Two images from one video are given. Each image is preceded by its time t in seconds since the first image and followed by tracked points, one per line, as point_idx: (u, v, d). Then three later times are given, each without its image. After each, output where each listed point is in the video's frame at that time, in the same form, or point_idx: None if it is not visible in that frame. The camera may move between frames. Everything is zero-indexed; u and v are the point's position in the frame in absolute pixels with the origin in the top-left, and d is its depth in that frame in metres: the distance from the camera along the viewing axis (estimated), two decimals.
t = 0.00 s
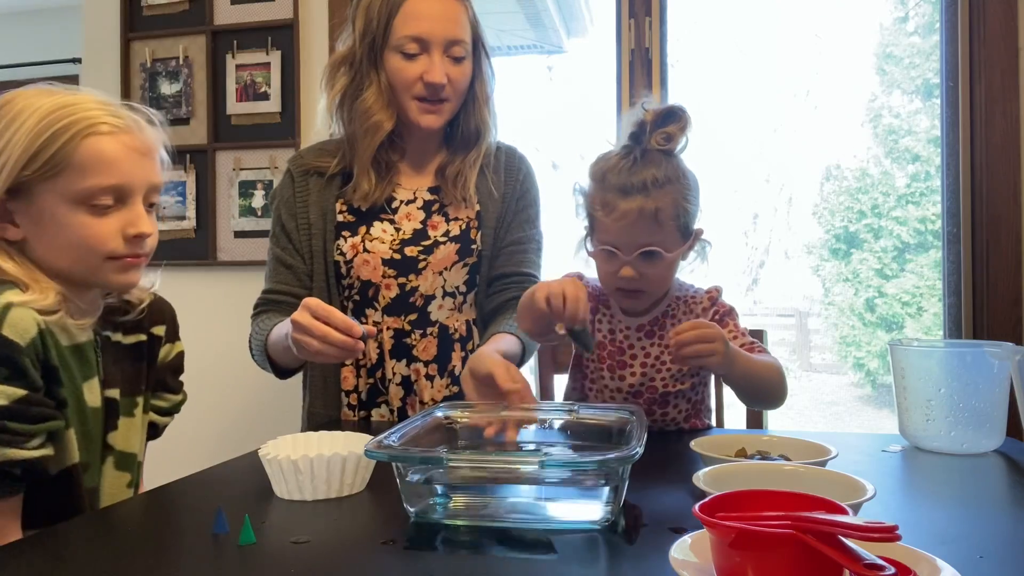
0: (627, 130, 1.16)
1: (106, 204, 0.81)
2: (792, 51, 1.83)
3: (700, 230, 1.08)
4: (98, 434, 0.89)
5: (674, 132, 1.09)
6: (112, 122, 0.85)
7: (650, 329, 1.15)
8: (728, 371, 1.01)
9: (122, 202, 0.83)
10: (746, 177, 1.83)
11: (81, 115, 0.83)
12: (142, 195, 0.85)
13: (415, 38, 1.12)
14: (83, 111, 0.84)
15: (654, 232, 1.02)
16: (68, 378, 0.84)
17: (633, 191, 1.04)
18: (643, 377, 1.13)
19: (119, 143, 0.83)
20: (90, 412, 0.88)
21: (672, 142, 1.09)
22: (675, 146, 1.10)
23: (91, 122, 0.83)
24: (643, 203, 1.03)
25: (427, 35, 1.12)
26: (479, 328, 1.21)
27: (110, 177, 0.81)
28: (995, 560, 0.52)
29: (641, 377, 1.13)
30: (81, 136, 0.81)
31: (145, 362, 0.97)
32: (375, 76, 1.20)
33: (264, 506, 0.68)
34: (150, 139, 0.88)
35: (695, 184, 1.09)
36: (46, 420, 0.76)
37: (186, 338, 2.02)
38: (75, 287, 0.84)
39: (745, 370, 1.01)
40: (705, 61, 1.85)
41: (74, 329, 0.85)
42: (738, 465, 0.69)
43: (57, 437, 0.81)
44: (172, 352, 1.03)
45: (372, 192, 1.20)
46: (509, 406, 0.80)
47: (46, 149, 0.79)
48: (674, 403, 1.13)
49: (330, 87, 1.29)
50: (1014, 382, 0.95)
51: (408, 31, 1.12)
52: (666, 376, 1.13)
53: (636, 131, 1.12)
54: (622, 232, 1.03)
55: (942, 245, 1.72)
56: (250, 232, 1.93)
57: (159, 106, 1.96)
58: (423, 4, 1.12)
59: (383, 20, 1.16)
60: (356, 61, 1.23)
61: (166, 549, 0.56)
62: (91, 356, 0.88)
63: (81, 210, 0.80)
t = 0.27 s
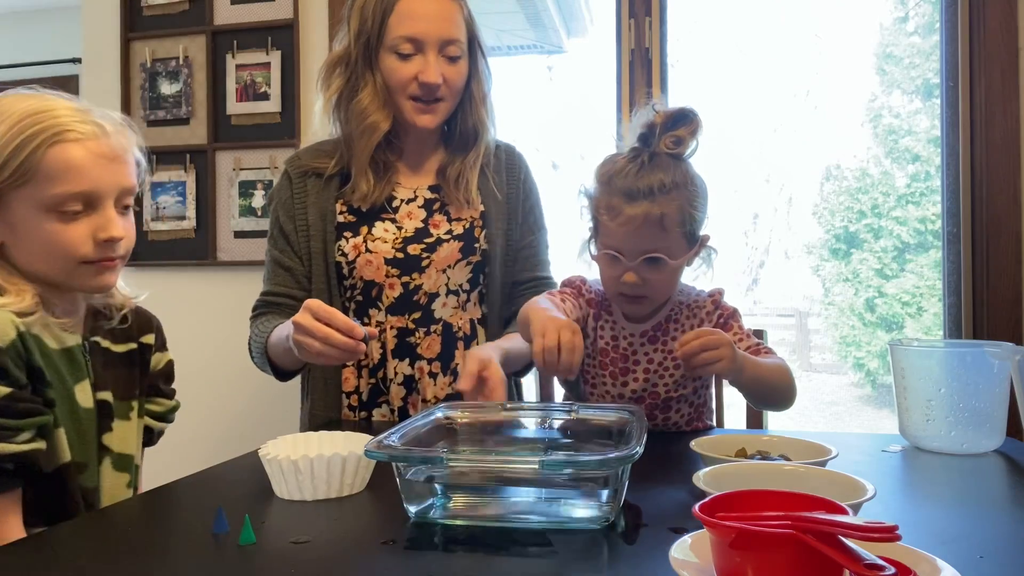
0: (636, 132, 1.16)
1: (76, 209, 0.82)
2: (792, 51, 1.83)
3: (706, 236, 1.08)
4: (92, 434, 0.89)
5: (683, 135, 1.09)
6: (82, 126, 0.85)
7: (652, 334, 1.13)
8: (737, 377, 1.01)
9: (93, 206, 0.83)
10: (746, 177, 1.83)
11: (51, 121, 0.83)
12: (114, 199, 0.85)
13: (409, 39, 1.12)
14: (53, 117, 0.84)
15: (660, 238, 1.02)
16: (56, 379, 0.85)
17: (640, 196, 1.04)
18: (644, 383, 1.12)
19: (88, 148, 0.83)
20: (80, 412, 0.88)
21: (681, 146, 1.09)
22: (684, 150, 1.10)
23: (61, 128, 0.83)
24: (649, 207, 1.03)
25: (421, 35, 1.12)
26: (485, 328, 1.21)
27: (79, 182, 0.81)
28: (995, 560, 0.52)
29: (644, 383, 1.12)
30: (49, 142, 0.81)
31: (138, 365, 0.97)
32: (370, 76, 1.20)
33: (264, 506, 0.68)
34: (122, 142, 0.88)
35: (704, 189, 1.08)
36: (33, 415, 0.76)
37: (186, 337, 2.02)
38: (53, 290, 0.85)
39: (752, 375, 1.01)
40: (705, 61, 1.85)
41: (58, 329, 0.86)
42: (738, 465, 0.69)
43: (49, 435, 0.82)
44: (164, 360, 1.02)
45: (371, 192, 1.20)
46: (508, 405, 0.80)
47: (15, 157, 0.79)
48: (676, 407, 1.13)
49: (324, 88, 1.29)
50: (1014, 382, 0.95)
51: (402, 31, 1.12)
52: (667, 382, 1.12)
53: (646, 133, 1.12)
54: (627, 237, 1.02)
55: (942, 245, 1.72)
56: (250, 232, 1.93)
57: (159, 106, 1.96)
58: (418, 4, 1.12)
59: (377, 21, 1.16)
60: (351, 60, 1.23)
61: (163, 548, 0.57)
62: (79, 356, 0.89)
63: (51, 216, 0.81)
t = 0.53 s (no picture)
0: (633, 133, 1.16)
1: (64, 213, 0.82)
2: (792, 51, 1.83)
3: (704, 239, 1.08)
4: (86, 431, 0.89)
5: (680, 136, 1.09)
6: (71, 131, 0.85)
7: (650, 339, 1.13)
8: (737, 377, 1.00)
9: (80, 210, 0.83)
10: (746, 177, 1.83)
11: (39, 126, 0.84)
12: (102, 203, 0.85)
13: (398, 41, 1.12)
14: (41, 122, 0.84)
15: (657, 240, 1.02)
16: (44, 377, 0.86)
17: (636, 198, 1.04)
18: (644, 388, 1.12)
19: (76, 153, 0.83)
20: (73, 409, 0.88)
21: (678, 147, 1.09)
22: (680, 151, 1.10)
23: (49, 133, 0.83)
24: (646, 210, 1.02)
25: (412, 38, 1.12)
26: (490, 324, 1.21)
27: (66, 186, 0.82)
28: (996, 560, 0.52)
29: (643, 388, 1.12)
30: (37, 147, 0.82)
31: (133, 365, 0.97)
32: (359, 79, 1.20)
33: (264, 506, 0.68)
34: (110, 146, 0.89)
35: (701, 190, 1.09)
36: (19, 412, 0.77)
37: (185, 337, 2.02)
38: (42, 293, 0.85)
39: (752, 376, 1.00)
40: (705, 61, 1.85)
41: (45, 331, 0.87)
42: (738, 465, 0.69)
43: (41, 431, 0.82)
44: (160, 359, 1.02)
45: (365, 195, 1.19)
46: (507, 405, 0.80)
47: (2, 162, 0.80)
48: (675, 410, 1.13)
49: (315, 92, 1.29)
50: (1014, 382, 0.95)
51: (393, 33, 1.12)
52: (667, 386, 1.12)
53: (642, 134, 1.12)
54: (624, 241, 1.02)
55: (942, 245, 1.72)
56: (250, 232, 1.93)
57: (159, 106, 1.96)
58: (406, 5, 1.12)
59: (366, 23, 1.16)
60: (341, 63, 1.22)
61: (162, 548, 0.57)
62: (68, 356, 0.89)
63: (39, 219, 0.81)
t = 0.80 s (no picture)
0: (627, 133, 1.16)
1: (79, 210, 0.82)
2: (792, 51, 1.83)
3: (701, 238, 1.08)
4: (87, 431, 0.89)
5: (674, 136, 1.09)
6: (87, 130, 0.85)
7: (647, 343, 1.13)
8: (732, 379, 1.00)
9: (96, 208, 0.83)
10: (746, 177, 1.83)
11: (56, 125, 0.84)
12: (117, 202, 0.85)
13: (397, 42, 1.12)
14: (57, 120, 0.84)
15: (655, 240, 1.02)
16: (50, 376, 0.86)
17: (633, 199, 1.04)
18: (641, 392, 1.12)
19: (92, 151, 0.83)
20: (75, 408, 0.88)
21: (673, 147, 1.09)
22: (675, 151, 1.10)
23: (65, 131, 0.83)
24: (644, 211, 1.03)
25: (411, 39, 1.12)
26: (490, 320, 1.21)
27: (83, 184, 0.82)
28: (995, 560, 0.52)
29: (641, 393, 1.12)
30: (53, 144, 0.82)
31: (139, 364, 0.97)
32: (358, 80, 1.20)
33: (264, 506, 0.68)
34: (124, 145, 0.89)
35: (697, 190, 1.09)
36: (26, 409, 0.78)
37: (186, 337, 2.02)
38: (55, 292, 0.85)
39: (749, 378, 1.00)
40: (705, 62, 1.85)
41: (52, 330, 0.86)
42: (738, 465, 0.69)
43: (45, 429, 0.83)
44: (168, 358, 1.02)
45: (364, 196, 1.19)
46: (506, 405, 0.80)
47: (17, 159, 0.80)
48: (674, 413, 1.13)
49: (314, 92, 1.29)
50: (1014, 382, 0.95)
51: (392, 35, 1.12)
52: (665, 389, 1.12)
53: (637, 135, 1.12)
54: (622, 241, 1.02)
55: (942, 245, 1.72)
56: (250, 232, 1.93)
57: (159, 106, 1.96)
58: (405, 7, 1.12)
59: (365, 24, 1.16)
60: (339, 64, 1.22)
61: (163, 548, 0.57)
62: (73, 357, 0.89)
63: (54, 217, 0.81)
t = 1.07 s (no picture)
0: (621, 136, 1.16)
1: (123, 218, 0.80)
2: (792, 51, 1.83)
3: (698, 239, 1.08)
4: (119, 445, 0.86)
5: (669, 137, 1.09)
6: (129, 137, 0.84)
7: (646, 346, 1.13)
8: (732, 380, 1.00)
9: (139, 217, 0.82)
10: (746, 177, 1.83)
11: (98, 131, 0.82)
12: (159, 210, 0.84)
13: (399, 43, 1.12)
14: (99, 127, 0.83)
15: (652, 239, 1.02)
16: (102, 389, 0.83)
17: (629, 198, 1.04)
18: (641, 394, 1.12)
19: (136, 158, 0.82)
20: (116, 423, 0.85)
21: (668, 148, 1.09)
22: (671, 151, 1.10)
23: (108, 138, 0.82)
24: (639, 210, 1.03)
25: (413, 40, 1.12)
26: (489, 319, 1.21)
27: (127, 191, 0.80)
28: (996, 561, 0.52)
29: (641, 395, 1.12)
30: (97, 151, 0.80)
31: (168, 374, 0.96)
32: (360, 81, 1.20)
33: (264, 506, 0.68)
34: (164, 153, 0.88)
35: (692, 190, 1.09)
36: (87, 422, 0.76)
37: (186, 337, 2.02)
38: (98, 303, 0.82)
39: (749, 379, 1.00)
40: (705, 62, 1.85)
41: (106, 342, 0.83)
42: (738, 465, 0.69)
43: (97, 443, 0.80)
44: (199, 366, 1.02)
45: (365, 197, 1.19)
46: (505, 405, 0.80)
47: (63, 165, 0.78)
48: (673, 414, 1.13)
49: (315, 91, 1.28)
50: (1014, 382, 0.95)
51: (394, 35, 1.12)
52: (665, 391, 1.12)
53: (632, 137, 1.12)
54: (619, 241, 1.02)
55: (942, 245, 1.72)
56: (250, 232, 1.93)
57: (159, 106, 1.96)
58: (409, 8, 1.12)
59: (366, 25, 1.16)
60: (341, 65, 1.22)
61: (165, 549, 0.56)
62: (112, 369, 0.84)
63: (98, 224, 0.79)
